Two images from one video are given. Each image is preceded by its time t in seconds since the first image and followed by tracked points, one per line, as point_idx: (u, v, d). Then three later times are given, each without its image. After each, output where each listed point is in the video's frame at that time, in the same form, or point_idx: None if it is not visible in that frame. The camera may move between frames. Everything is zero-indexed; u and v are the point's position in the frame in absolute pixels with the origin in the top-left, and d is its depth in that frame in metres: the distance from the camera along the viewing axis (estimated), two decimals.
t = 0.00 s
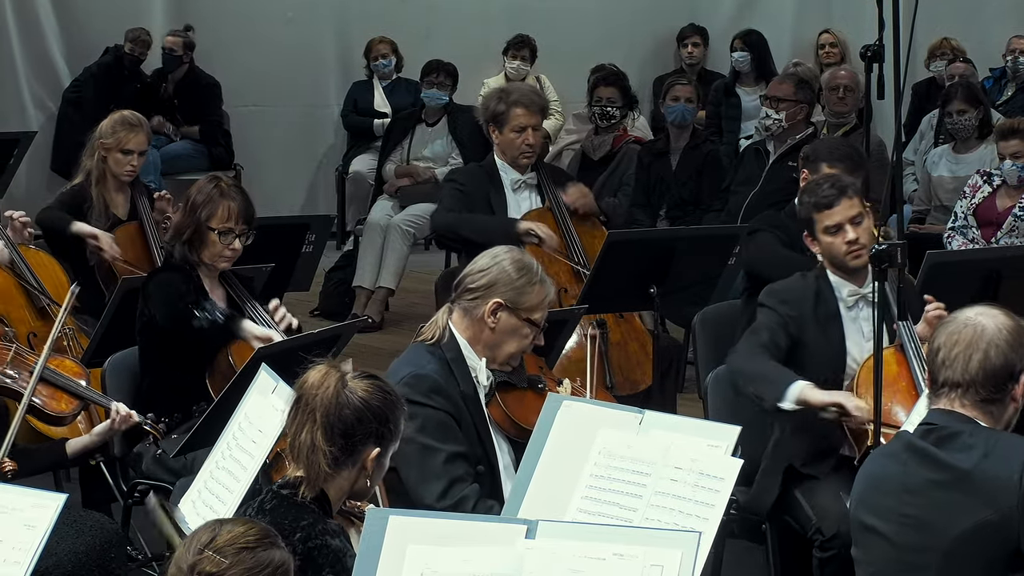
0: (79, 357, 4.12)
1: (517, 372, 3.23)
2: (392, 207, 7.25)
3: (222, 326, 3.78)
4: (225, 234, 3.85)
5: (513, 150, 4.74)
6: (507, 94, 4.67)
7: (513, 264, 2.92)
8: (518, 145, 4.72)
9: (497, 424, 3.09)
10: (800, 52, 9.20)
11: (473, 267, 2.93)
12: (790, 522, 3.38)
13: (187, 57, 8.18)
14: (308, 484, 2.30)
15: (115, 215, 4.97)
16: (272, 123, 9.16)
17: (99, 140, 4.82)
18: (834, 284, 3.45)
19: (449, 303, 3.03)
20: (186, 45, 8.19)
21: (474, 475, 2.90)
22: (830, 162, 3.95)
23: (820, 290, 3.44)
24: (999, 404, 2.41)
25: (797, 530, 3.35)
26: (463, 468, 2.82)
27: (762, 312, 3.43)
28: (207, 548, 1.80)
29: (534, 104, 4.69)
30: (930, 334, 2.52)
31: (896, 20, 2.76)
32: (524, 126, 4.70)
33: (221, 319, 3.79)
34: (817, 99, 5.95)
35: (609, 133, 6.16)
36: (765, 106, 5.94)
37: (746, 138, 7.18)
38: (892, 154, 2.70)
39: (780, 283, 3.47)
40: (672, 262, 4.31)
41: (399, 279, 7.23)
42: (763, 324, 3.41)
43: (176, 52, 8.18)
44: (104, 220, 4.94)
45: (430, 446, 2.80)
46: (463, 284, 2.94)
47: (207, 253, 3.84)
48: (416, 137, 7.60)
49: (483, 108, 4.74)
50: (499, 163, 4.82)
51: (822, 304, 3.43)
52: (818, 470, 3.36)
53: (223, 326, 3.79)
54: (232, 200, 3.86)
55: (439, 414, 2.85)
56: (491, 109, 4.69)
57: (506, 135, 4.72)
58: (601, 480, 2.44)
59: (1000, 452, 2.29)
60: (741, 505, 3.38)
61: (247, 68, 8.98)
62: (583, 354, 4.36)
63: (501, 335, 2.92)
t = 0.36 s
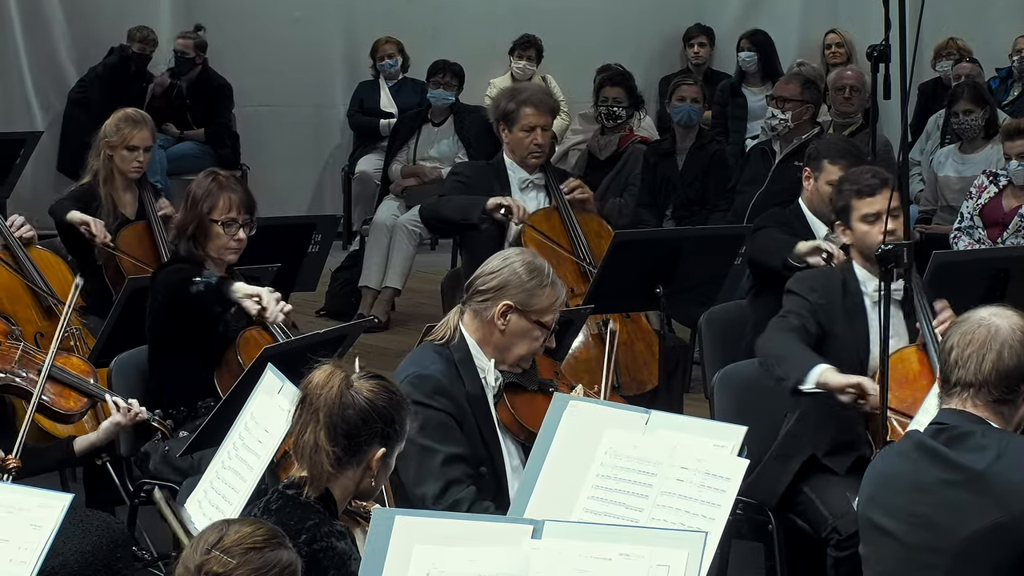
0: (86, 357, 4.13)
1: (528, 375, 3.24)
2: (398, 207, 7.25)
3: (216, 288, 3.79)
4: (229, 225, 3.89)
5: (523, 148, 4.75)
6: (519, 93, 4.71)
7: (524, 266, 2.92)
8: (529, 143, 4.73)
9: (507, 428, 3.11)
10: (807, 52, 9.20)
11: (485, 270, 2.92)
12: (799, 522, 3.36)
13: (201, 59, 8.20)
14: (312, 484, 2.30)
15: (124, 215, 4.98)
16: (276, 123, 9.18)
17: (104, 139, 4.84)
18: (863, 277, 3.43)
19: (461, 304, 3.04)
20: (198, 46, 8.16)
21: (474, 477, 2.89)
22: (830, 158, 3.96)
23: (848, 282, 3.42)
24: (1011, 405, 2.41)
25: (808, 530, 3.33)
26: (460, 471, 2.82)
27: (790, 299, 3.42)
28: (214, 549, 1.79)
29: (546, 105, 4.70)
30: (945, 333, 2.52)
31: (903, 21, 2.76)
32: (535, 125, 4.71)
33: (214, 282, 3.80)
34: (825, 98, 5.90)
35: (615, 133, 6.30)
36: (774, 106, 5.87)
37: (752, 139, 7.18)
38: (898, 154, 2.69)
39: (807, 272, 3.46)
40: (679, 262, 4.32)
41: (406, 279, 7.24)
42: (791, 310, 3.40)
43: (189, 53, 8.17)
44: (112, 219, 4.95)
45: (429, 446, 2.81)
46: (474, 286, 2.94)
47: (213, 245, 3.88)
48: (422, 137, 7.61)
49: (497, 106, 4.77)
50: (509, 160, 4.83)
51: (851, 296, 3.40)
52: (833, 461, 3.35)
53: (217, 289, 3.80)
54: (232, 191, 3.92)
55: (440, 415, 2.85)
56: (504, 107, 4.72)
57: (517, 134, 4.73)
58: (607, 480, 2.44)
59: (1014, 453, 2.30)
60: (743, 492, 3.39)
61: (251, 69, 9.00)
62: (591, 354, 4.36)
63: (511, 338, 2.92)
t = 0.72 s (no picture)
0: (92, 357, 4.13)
1: (530, 371, 3.25)
2: (405, 206, 7.25)
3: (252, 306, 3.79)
4: (235, 221, 3.88)
5: (536, 147, 4.74)
6: (534, 91, 4.69)
7: (525, 261, 2.91)
8: (541, 141, 4.72)
9: (510, 422, 3.11)
10: (813, 51, 9.20)
11: (485, 266, 2.92)
12: (805, 522, 3.37)
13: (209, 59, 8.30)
14: (318, 483, 2.31)
15: (131, 215, 4.98)
16: (280, 122, 9.18)
17: (105, 139, 4.85)
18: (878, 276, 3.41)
19: (462, 301, 3.03)
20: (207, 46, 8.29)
21: (483, 472, 2.90)
22: (830, 157, 3.95)
23: (866, 282, 3.38)
24: (1008, 402, 2.39)
25: (815, 531, 3.34)
26: (469, 464, 2.81)
27: (807, 298, 3.38)
28: (218, 547, 1.79)
29: (560, 103, 4.68)
30: (935, 334, 2.50)
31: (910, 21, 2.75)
32: (548, 123, 4.69)
33: (250, 300, 3.81)
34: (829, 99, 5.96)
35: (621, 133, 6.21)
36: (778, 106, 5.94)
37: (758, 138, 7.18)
38: (904, 154, 2.69)
39: (822, 272, 3.43)
40: (684, 262, 4.32)
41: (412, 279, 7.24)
42: (809, 311, 3.36)
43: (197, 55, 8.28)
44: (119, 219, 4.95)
45: (437, 441, 2.81)
46: (475, 282, 2.93)
47: (222, 242, 3.86)
48: (428, 137, 7.61)
49: (510, 105, 4.76)
50: (522, 159, 4.82)
51: (868, 295, 3.38)
52: (845, 461, 3.35)
53: (252, 307, 3.81)
54: (237, 187, 3.91)
55: (447, 409, 2.85)
56: (517, 105, 4.71)
57: (531, 131, 4.72)
58: (613, 480, 2.43)
59: (1012, 453, 2.31)
60: (750, 492, 3.38)
61: (254, 69, 8.99)
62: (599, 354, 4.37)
63: (514, 332, 2.92)
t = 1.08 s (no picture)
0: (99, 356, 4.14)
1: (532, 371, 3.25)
2: (411, 207, 7.26)
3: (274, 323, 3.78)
4: (238, 219, 3.88)
5: (544, 147, 4.74)
6: (542, 91, 4.73)
7: (527, 264, 2.92)
8: (549, 141, 4.72)
9: (513, 425, 3.13)
10: (819, 52, 9.20)
11: (486, 269, 2.93)
12: (812, 522, 3.38)
13: (212, 59, 8.34)
14: (327, 483, 2.31)
15: (137, 215, 4.98)
16: (284, 122, 9.18)
17: (109, 141, 4.85)
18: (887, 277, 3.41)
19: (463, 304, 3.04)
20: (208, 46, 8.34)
21: (485, 475, 2.89)
22: (838, 158, 3.95)
23: (874, 281, 3.39)
24: None
25: (822, 531, 3.34)
26: (471, 471, 2.82)
27: (816, 305, 3.38)
28: (225, 544, 1.79)
29: (568, 104, 4.72)
30: (957, 333, 2.51)
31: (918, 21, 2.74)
32: (557, 124, 4.72)
33: (271, 315, 3.80)
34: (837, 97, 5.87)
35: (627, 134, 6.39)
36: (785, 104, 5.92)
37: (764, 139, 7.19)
38: (912, 155, 2.68)
39: (830, 278, 3.43)
40: (691, 262, 4.31)
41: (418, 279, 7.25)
42: (818, 319, 3.35)
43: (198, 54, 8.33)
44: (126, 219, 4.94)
45: (439, 450, 2.81)
46: (477, 285, 2.94)
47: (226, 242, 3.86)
48: (434, 137, 7.62)
49: (519, 105, 4.79)
50: (530, 160, 4.81)
51: (877, 296, 3.38)
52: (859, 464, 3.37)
53: (274, 324, 3.80)
54: (237, 185, 3.91)
55: (447, 416, 2.84)
56: (526, 105, 4.75)
57: (539, 132, 4.74)
58: (619, 480, 2.43)
59: None
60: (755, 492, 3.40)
61: (257, 69, 9.00)
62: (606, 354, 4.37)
63: (515, 336, 2.93)
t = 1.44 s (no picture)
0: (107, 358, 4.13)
1: (535, 367, 3.26)
2: (417, 207, 7.26)
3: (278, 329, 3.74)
4: (242, 220, 3.88)
5: (546, 148, 4.74)
6: (542, 92, 4.71)
7: (524, 257, 2.93)
8: (550, 142, 4.72)
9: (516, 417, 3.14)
10: (824, 52, 9.20)
11: (483, 263, 2.93)
12: (818, 523, 3.36)
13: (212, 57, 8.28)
14: (331, 483, 2.31)
15: (140, 216, 4.98)
16: (287, 122, 9.18)
17: (113, 141, 4.89)
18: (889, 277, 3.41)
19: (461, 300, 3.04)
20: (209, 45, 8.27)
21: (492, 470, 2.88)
22: (848, 162, 3.94)
23: (877, 281, 3.39)
24: None
25: (828, 532, 3.33)
26: (478, 461, 2.82)
27: (823, 309, 3.38)
28: (233, 543, 1.80)
29: (569, 104, 4.71)
30: (957, 332, 2.51)
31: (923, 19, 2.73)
32: (558, 124, 4.71)
33: (274, 322, 3.76)
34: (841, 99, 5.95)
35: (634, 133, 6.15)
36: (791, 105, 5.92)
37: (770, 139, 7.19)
38: (918, 154, 2.67)
39: (835, 283, 3.43)
40: (697, 262, 4.31)
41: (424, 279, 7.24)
42: (824, 324, 3.36)
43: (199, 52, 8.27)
44: (130, 221, 4.94)
45: (445, 441, 2.81)
46: (474, 280, 2.94)
47: (231, 242, 3.86)
48: (440, 137, 7.62)
49: (519, 105, 4.78)
50: (532, 161, 4.82)
51: (882, 299, 3.38)
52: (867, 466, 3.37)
53: (278, 330, 3.75)
54: (241, 186, 3.92)
55: (453, 411, 2.84)
56: (526, 106, 4.74)
57: (540, 133, 4.74)
58: (625, 480, 2.42)
59: None
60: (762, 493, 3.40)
61: (260, 70, 8.99)
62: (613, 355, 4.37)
63: (516, 328, 2.92)
